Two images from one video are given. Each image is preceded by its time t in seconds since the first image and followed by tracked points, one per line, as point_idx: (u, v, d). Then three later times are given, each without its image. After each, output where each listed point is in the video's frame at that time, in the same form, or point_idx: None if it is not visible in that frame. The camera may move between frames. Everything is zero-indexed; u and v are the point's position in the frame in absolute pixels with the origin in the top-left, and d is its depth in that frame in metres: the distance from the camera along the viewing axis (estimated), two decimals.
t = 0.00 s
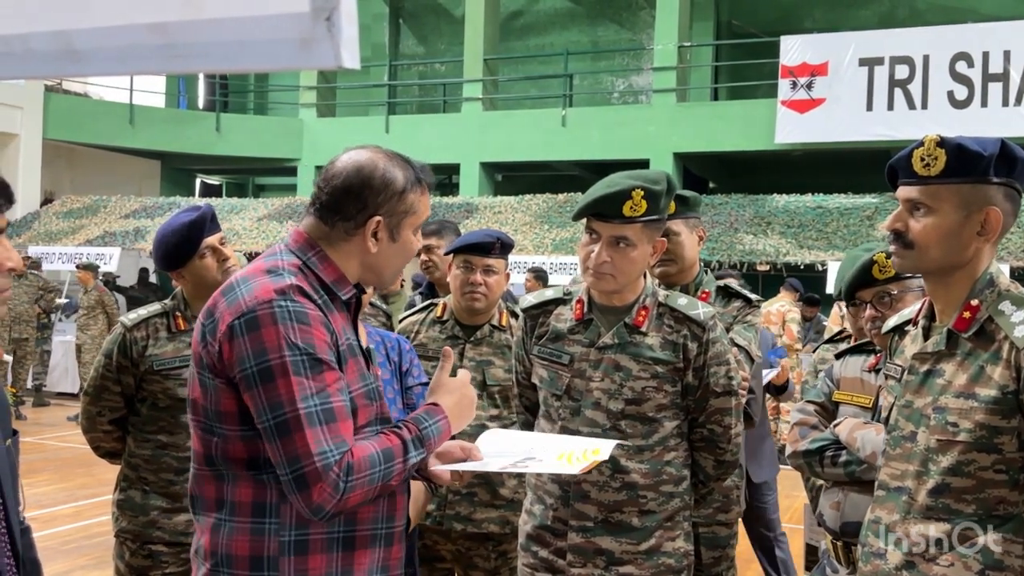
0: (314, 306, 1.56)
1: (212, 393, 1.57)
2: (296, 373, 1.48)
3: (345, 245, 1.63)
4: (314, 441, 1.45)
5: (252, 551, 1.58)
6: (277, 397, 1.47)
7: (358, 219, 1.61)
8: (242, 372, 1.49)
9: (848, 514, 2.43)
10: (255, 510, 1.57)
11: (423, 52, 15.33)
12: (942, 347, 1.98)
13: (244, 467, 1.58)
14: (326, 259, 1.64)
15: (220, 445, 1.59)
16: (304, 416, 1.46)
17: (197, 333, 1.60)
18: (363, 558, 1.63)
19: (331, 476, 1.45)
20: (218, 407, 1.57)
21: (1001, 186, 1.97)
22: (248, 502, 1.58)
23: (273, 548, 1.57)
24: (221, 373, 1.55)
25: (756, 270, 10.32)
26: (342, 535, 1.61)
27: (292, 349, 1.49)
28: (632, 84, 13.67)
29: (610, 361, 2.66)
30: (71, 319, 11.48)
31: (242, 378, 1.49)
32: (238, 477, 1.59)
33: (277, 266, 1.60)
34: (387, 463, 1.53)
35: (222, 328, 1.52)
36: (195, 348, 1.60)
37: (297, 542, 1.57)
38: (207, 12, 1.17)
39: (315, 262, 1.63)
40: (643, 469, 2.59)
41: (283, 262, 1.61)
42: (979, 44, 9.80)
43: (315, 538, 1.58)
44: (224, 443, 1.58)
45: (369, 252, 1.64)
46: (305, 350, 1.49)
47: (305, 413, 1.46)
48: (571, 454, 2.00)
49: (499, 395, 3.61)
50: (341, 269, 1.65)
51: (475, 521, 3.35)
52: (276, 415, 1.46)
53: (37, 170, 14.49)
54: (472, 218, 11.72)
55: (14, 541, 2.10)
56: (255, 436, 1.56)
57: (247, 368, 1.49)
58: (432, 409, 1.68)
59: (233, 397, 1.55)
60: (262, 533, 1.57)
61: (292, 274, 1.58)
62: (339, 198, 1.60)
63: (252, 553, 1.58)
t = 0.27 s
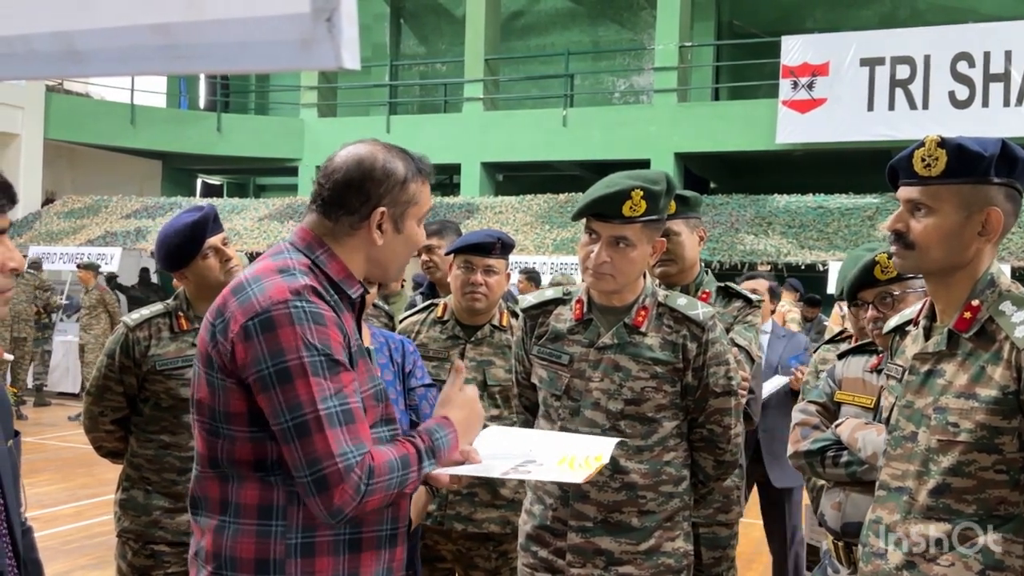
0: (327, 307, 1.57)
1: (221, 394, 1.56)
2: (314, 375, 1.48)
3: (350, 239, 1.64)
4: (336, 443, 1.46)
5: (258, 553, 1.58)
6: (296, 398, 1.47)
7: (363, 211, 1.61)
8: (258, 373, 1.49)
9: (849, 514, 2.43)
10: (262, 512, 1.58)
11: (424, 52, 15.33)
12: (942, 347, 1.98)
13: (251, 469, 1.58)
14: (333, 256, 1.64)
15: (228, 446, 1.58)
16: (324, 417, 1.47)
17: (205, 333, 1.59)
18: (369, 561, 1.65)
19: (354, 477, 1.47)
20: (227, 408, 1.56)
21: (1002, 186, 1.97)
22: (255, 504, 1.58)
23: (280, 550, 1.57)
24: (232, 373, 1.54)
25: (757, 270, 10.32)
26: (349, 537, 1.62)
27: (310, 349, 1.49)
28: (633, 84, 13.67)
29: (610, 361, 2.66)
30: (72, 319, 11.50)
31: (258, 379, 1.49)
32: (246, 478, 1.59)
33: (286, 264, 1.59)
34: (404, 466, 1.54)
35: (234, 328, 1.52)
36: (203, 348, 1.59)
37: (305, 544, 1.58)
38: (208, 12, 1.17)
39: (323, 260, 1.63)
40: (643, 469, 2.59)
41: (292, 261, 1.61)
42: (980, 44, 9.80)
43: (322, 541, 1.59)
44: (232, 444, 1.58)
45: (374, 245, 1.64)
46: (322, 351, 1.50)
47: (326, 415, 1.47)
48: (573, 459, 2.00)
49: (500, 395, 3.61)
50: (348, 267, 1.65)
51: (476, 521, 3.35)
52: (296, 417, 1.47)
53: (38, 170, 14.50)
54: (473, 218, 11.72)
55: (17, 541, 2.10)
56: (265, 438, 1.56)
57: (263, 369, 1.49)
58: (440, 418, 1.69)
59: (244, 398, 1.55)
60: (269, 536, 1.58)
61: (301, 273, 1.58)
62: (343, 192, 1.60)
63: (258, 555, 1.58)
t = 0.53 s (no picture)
0: (334, 304, 1.58)
1: (227, 396, 1.56)
2: (330, 371, 1.50)
3: (347, 231, 1.64)
4: (359, 436, 1.49)
5: (265, 558, 1.58)
6: (313, 395, 1.48)
7: (360, 201, 1.61)
8: (270, 372, 1.50)
9: (849, 515, 2.44)
10: (268, 515, 1.58)
11: (425, 52, 15.33)
12: (941, 347, 1.99)
13: (258, 471, 1.58)
14: (332, 253, 1.64)
15: (234, 450, 1.58)
16: (345, 411, 1.49)
17: (208, 335, 1.59)
18: (374, 562, 1.66)
19: (383, 466, 1.51)
20: (233, 410, 1.56)
21: (1000, 186, 1.98)
22: (260, 507, 1.58)
23: (289, 553, 1.58)
24: (240, 375, 1.54)
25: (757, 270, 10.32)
26: (355, 538, 1.63)
27: (321, 346, 1.50)
28: (634, 84, 13.67)
29: (609, 361, 2.66)
30: (73, 319, 11.51)
31: (271, 379, 1.50)
32: (253, 482, 1.59)
33: (287, 263, 1.59)
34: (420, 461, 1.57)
35: (242, 328, 1.52)
36: (206, 351, 1.59)
37: (312, 546, 1.59)
38: (207, 12, 1.17)
39: (322, 258, 1.63)
40: (642, 469, 2.60)
41: (291, 259, 1.60)
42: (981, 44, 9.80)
43: (330, 542, 1.60)
44: (238, 449, 1.58)
45: (371, 236, 1.64)
46: (335, 348, 1.52)
47: (345, 409, 1.49)
48: (567, 460, 2.02)
49: (500, 395, 3.62)
50: (347, 263, 1.65)
51: (476, 521, 3.36)
52: (314, 413, 1.48)
53: (39, 170, 14.51)
54: (473, 218, 11.72)
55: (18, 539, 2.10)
56: (274, 440, 1.57)
57: (276, 368, 1.49)
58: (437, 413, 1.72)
59: (252, 400, 1.55)
60: (277, 539, 1.58)
61: (304, 270, 1.58)
62: (338, 183, 1.60)
63: (266, 559, 1.58)
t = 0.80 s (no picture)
0: (333, 306, 1.57)
1: (226, 399, 1.56)
2: (324, 378, 1.49)
3: (346, 228, 1.64)
4: (350, 445, 1.48)
5: (268, 561, 1.58)
6: (306, 401, 1.48)
7: (359, 199, 1.61)
8: (265, 376, 1.49)
9: (849, 515, 2.44)
10: (273, 518, 1.58)
11: (426, 52, 15.33)
12: (942, 347, 1.99)
13: (260, 474, 1.58)
14: (332, 252, 1.64)
15: (235, 453, 1.59)
16: (335, 420, 1.48)
17: (207, 336, 1.59)
18: (378, 564, 1.67)
19: (367, 480, 1.49)
20: (233, 413, 1.56)
21: (1001, 186, 1.98)
22: (264, 510, 1.58)
23: (291, 558, 1.58)
24: (237, 377, 1.55)
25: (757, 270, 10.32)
26: (358, 541, 1.63)
27: (319, 351, 1.50)
28: (634, 84, 13.67)
29: (610, 362, 2.67)
30: (73, 319, 11.50)
31: (266, 383, 1.49)
32: (253, 486, 1.59)
33: (288, 263, 1.59)
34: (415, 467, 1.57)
35: (240, 330, 1.52)
36: (205, 352, 1.59)
37: (317, 550, 1.59)
38: (208, 14, 1.18)
39: (323, 257, 1.63)
40: (642, 469, 2.60)
41: (292, 259, 1.61)
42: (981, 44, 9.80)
43: (332, 546, 1.60)
44: (240, 451, 1.58)
45: (370, 233, 1.64)
46: (331, 352, 1.51)
47: (337, 418, 1.49)
48: (568, 461, 2.02)
49: (500, 395, 3.62)
50: (348, 263, 1.65)
51: (476, 522, 3.36)
52: (306, 421, 1.47)
53: (39, 169, 14.52)
54: (474, 218, 11.72)
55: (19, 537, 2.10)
56: (273, 444, 1.56)
57: (271, 373, 1.49)
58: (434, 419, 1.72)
59: (251, 403, 1.55)
60: (279, 543, 1.58)
61: (302, 271, 1.58)
62: (336, 180, 1.60)
63: (268, 563, 1.59)
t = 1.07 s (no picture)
0: (331, 307, 1.57)
1: (223, 400, 1.56)
2: (319, 379, 1.49)
3: (346, 228, 1.64)
4: (343, 448, 1.48)
5: (266, 561, 1.58)
6: (301, 403, 1.47)
7: (358, 199, 1.61)
8: (262, 376, 1.49)
9: (847, 514, 2.44)
10: (270, 518, 1.58)
11: (426, 52, 15.34)
12: (941, 346, 1.99)
13: (257, 475, 1.58)
14: (331, 251, 1.64)
15: (232, 453, 1.59)
16: (330, 422, 1.48)
17: (205, 334, 1.59)
18: (375, 565, 1.67)
19: (361, 483, 1.48)
20: (230, 414, 1.56)
21: (999, 185, 1.98)
22: (262, 510, 1.58)
23: (288, 558, 1.58)
24: (234, 377, 1.54)
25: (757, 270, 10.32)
26: (356, 542, 1.63)
27: (314, 351, 1.50)
28: (634, 84, 13.67)
29: (609, 361, 2.66)
30: (73, 319, 11.46)
31: (262, 382, 1.49)
32: (251, 485, 1.59)
33: (286, 263, 1.59)
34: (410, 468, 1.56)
35: (237, 330, 1.52)
36: (202, 351, 1.59)
37: (314, 550, 1.58)
38: (203, 12, 1.17)
39: (322, 257, 1.63)
40: (641, 469, 2.60)
41: (291, 259, 1.61)
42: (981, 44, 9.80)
43: (330, 547, 1.60)
44: (237, 451, 1.58)
45: (370, 233, 1.64)
46: (327, 353, 1.51)
47: (331, 420, 1.48)
48: (567, 460, 2.02)
49: (500, 395, 3.62)
50: (347, 263, 1.65)
51: (476, 521, 3.36)
52: (301, 423, 1.47)
53: (39, 169, 14.52)
54: (473, 218, 11.71)
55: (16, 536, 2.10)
56: (270, 444, 1.56)
57: (267, 373, 1.49)
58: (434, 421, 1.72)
59: (247, 403, 1.55)
60: (277, 544, 1.58)
61: (300, 270, 1.58)
62: (336, 180, 1.60)
63: (265, 563, 1.59)
